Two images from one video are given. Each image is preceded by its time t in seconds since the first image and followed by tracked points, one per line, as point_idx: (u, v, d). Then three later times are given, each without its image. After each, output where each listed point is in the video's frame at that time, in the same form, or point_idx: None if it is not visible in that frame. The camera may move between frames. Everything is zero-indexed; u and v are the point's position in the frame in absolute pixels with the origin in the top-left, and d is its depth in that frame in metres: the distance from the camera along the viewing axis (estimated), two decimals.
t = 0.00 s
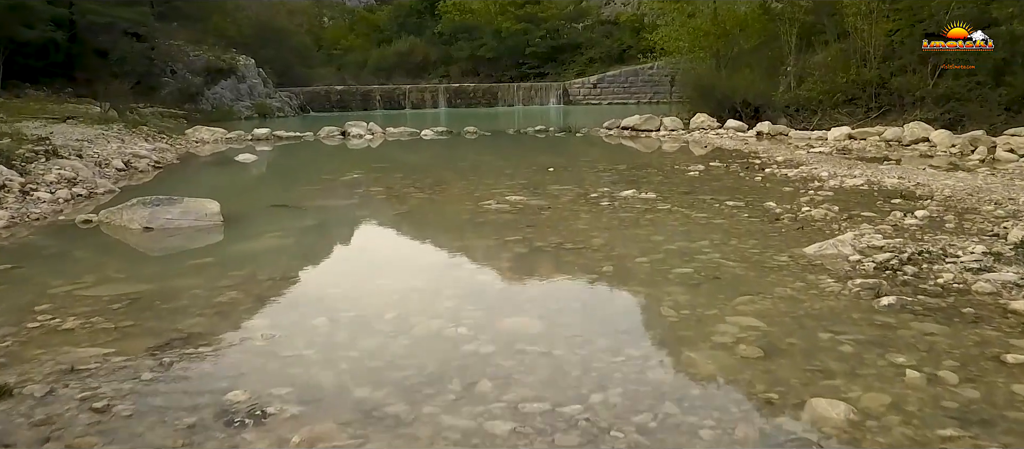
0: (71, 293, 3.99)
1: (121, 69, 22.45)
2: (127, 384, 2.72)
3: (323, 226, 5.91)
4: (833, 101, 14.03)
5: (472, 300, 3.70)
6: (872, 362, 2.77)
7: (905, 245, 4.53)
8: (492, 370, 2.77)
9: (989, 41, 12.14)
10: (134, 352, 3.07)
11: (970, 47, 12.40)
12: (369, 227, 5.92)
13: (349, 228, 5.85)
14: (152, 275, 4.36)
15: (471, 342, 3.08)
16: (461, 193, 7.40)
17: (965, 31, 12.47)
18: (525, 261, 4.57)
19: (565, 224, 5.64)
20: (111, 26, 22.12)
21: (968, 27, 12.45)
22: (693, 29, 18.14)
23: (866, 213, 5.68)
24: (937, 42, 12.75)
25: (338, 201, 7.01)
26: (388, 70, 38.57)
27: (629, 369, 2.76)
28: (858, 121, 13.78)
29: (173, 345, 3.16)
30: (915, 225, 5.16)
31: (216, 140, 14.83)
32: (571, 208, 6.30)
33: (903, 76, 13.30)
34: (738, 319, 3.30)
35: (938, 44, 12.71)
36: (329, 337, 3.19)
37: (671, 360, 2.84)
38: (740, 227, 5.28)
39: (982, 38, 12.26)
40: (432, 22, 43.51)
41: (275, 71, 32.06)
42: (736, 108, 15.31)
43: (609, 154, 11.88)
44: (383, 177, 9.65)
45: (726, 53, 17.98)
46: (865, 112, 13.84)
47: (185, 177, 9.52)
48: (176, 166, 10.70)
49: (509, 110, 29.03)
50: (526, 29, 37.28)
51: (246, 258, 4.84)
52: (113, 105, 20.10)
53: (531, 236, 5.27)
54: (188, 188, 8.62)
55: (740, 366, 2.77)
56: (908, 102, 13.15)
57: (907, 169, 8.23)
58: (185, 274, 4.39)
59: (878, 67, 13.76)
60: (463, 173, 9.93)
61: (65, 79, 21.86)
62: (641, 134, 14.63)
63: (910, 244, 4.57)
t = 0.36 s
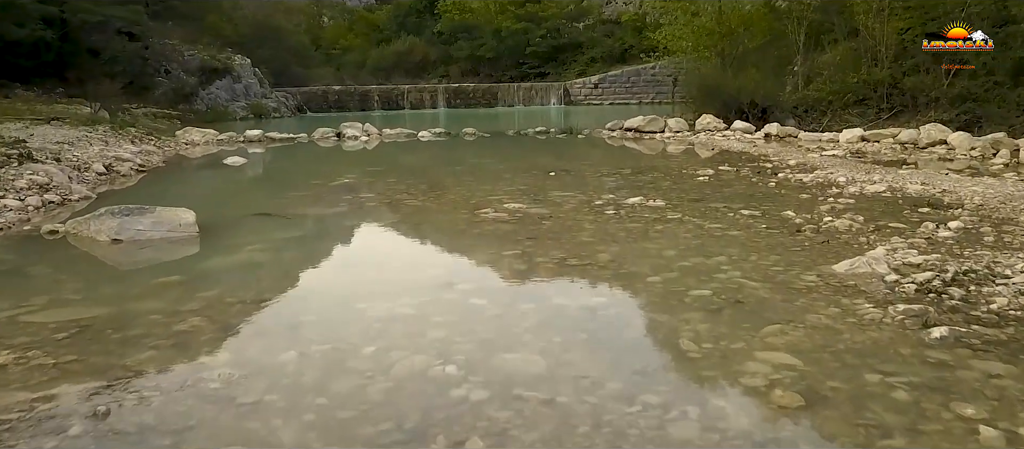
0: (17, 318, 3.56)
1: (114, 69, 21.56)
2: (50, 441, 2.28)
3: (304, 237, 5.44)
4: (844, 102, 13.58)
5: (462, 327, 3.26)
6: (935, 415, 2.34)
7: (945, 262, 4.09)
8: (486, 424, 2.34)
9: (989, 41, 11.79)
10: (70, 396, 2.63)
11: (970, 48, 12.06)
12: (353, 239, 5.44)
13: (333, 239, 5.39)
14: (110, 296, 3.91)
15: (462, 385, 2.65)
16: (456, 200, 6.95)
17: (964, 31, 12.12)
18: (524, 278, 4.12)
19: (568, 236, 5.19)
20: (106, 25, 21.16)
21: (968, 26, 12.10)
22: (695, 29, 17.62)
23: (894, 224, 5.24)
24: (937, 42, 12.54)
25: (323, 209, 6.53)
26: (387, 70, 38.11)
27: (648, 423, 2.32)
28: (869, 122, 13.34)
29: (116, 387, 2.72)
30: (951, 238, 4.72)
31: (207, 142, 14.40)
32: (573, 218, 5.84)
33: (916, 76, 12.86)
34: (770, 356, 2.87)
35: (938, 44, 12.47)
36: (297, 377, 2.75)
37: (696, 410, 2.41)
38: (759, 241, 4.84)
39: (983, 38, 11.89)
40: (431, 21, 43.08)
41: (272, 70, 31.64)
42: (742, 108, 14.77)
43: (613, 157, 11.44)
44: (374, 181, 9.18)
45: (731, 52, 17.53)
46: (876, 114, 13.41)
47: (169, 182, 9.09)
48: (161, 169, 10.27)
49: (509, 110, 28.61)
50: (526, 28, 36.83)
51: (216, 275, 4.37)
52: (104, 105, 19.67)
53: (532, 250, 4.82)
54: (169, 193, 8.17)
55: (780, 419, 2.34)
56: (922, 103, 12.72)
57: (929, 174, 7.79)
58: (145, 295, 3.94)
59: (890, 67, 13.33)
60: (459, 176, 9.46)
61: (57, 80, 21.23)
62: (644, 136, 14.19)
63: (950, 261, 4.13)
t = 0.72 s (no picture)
0: None
1: (106, 69, 21.27)
2: None
3: (279, 253, 4.97)
4: (855, 102, 13.17)
5: (453, 366, 2.82)
6: None
7: (996, 285, 3.66)
8: None
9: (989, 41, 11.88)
10: None
11: (970, 47, 12.12)
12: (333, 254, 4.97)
13: (312, 254, 4.92)
14: (57, 325, 3.47)
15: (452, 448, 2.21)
16: (451, 209, 6.51)
17: (965, 31, 12.24)
18: (521, 302, 3.66)
19: (571, 251, 4.74)
20: (99, 24, 21.04)
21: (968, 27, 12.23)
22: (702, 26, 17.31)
23: (929, 238, 4.80)
24: (937, 42, 12.49)
25: (306, 220, 6.06)
26: (386, 70, 37.70)
27: None
28: (882, 123, 12.88)
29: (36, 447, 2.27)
30: (996, 254, 4.28)
31: (198, 144, 13.98)
32: (577, 230, 5.39)
33: (931, 75, 12.43)
34: (817, 406, 2.43)
35: (938, 44, 12.40)
36: (258, 435, 2.31)
37: None
38: (784, 259, 4.38)
39: (983, 38, 11.98)
40: (431, 20, 42.65)
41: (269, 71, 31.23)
42: (750, 109, 14.15)
43: (617, 160, 11.01)
44: (365, 186, 8.73)
45: (736, 52, 17.02)
46: (888, 115, 12.95)
47: (151, 188, 8.66)
48: (145, 173, 9.86)
49: (509, 111, 28.16)
50: (527, 27, 36.38)
51: (180, 299, 3.92)
52: (95, 105, 19.26)
53: (530, 268, 4.35)
54: (149, 199, 7.72)
55: None
56: (937, 104, 12.30)
57: (954, 180, 7.35)
58: (94, 324, 3.49)
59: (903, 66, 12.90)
60: (454, 181, 8.98)
61: (48, 80, 20.76)
62: (649, 138, 13.75)
63: (1000, 283, 3.70)
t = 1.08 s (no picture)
0: None
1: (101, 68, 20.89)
2: None
3: (253, 269, 4.54)
4: (867, 103, 12.75)
5: (435, 419, 2.39)
6: None
7: None
8: None
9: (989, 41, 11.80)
10: None
11: (970, 48, 12.00)
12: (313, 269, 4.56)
13: (288, 272, 4.49)
14: None
15: None
16: (445, 219, 6.07)
17: (964, 32, 12.15)
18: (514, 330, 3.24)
19: (575, 269, 4.30)
20: (93, 23, 20.98)
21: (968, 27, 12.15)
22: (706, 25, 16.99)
23: (969, 253, 4.37)
24: (937, 41, 12.32)
25: (286, 230, 5.62)
26: (386, 69, 37.29)
27: None
28: (895, 124, 12.39)
29: None
30: None
31: (187, 146, 13.54)
32: (581, 244, 4.94)
33: (946, 74, 12.00)
34: None
35: (937, 44, 12.26)
36: None
37: None
38: (813, 278, 3.94)
39: (983, 38, 11.89)
40: (431, 19, 42.21)
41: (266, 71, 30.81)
42: (757, 110, 13.55)
43: (621, 163, 10.57)
44: (355, 191, 8.26)
45: (742, 50, 16.68)
46: (901, 116, 12.50)
47: (130, 193, 8.22)
48: (128, 177, 9.43)
49: (508, 111, 27.76)
50: (527, 27, 35.95)
51: (134, 328, 3.48)
52: (86, 106, 18.84)
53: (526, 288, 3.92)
54: (125, 206, 7.28)
55: None
56: (952, 105, 11.88)
57: (981, 185, 6.91)
58: (31, 359, 3.05)
59: (917, 65, 12.45)
60: (448, 187, 8.49)
61: (38, 80, 20.29)
62: (653, 139, 13.30)
63: None
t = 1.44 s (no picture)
0: None
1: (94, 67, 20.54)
2: None
3: (221, 288, 4.08)
4: (880, 104, 12.31)
5: None
6: None
7: None
8: None
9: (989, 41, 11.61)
10: None
11: (970, 48, 11.78)
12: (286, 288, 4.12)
13: (259, 291, 4.04)
14: None
15: None
16: (438, 230, 5.61)
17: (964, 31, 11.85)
18: (509, 368, 2.80)
19: (579, 291, 3.83)
20: (86, 22, 20.59)
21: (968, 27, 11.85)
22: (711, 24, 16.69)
23: (1020, 273, 3.92)
24: (937, 41, 12.10)
25: (264, 243, 5.17)
26: (385, 70, 36.90)
27: None
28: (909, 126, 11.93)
29: None
30: None
31: (175, 149, 13.12)
32: (586, 260, 4.48)
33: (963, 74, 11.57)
34: None
35: (938, 44, 12.04)
36: None
37: None
38: (849, 303, 3.49)
39: (983, 38, 11.70)
40: (430, 18, 41.74)
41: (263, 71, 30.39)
42: (765, 111, 13.10)
43: (625, 166, 10.13)
44: (344, 197, 7.78)
45: (747, 49, 16.44)
46: (914, 118, 12.08)
47: (107, 200, 7.79)
48: (108, 182, 9.00)
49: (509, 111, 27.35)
50: (527, 26, 35.51)
51: (79, 362, 3.05)
52: (76, 106, 18.42)
53: (522, 312, 3.48)
54: (99, 214, 6.86)
55: None
56: (969, 106, 11.45)
57: (1012, 192, 6.47)
58: None
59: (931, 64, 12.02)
60: (441, 192, 8.01)
61: (28, 80, 19.58)
62: (658, 141, 12.85)
63: None
